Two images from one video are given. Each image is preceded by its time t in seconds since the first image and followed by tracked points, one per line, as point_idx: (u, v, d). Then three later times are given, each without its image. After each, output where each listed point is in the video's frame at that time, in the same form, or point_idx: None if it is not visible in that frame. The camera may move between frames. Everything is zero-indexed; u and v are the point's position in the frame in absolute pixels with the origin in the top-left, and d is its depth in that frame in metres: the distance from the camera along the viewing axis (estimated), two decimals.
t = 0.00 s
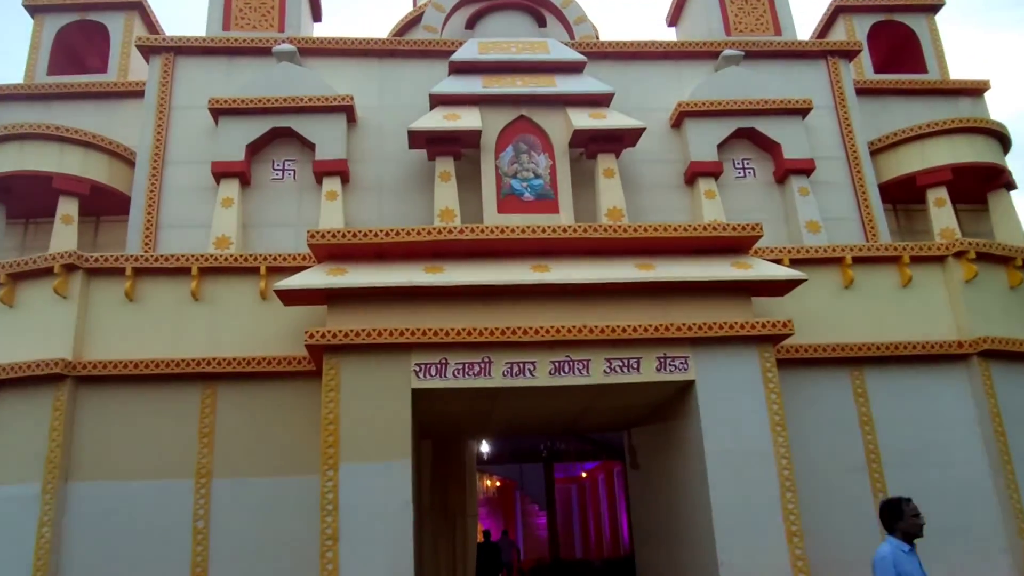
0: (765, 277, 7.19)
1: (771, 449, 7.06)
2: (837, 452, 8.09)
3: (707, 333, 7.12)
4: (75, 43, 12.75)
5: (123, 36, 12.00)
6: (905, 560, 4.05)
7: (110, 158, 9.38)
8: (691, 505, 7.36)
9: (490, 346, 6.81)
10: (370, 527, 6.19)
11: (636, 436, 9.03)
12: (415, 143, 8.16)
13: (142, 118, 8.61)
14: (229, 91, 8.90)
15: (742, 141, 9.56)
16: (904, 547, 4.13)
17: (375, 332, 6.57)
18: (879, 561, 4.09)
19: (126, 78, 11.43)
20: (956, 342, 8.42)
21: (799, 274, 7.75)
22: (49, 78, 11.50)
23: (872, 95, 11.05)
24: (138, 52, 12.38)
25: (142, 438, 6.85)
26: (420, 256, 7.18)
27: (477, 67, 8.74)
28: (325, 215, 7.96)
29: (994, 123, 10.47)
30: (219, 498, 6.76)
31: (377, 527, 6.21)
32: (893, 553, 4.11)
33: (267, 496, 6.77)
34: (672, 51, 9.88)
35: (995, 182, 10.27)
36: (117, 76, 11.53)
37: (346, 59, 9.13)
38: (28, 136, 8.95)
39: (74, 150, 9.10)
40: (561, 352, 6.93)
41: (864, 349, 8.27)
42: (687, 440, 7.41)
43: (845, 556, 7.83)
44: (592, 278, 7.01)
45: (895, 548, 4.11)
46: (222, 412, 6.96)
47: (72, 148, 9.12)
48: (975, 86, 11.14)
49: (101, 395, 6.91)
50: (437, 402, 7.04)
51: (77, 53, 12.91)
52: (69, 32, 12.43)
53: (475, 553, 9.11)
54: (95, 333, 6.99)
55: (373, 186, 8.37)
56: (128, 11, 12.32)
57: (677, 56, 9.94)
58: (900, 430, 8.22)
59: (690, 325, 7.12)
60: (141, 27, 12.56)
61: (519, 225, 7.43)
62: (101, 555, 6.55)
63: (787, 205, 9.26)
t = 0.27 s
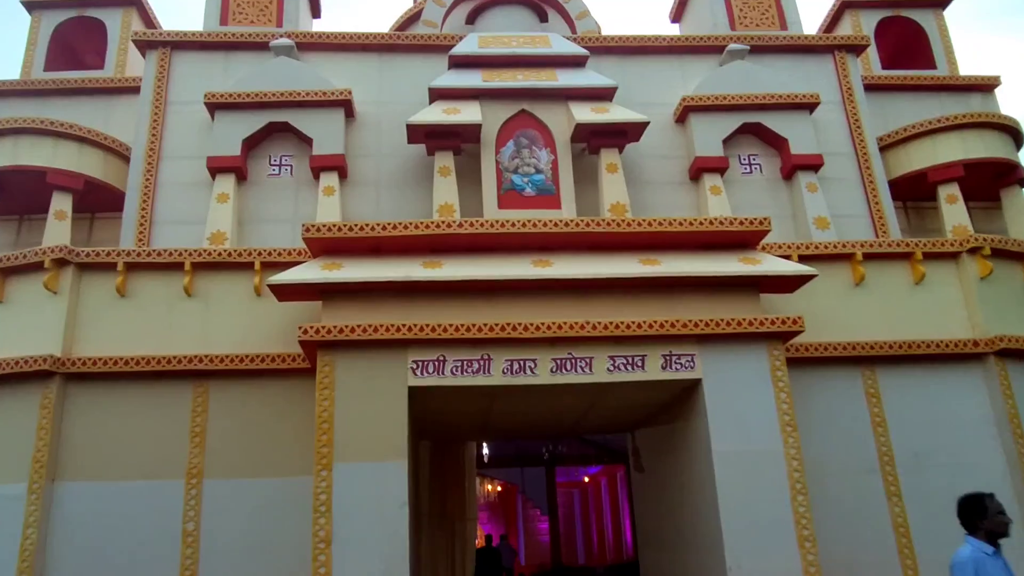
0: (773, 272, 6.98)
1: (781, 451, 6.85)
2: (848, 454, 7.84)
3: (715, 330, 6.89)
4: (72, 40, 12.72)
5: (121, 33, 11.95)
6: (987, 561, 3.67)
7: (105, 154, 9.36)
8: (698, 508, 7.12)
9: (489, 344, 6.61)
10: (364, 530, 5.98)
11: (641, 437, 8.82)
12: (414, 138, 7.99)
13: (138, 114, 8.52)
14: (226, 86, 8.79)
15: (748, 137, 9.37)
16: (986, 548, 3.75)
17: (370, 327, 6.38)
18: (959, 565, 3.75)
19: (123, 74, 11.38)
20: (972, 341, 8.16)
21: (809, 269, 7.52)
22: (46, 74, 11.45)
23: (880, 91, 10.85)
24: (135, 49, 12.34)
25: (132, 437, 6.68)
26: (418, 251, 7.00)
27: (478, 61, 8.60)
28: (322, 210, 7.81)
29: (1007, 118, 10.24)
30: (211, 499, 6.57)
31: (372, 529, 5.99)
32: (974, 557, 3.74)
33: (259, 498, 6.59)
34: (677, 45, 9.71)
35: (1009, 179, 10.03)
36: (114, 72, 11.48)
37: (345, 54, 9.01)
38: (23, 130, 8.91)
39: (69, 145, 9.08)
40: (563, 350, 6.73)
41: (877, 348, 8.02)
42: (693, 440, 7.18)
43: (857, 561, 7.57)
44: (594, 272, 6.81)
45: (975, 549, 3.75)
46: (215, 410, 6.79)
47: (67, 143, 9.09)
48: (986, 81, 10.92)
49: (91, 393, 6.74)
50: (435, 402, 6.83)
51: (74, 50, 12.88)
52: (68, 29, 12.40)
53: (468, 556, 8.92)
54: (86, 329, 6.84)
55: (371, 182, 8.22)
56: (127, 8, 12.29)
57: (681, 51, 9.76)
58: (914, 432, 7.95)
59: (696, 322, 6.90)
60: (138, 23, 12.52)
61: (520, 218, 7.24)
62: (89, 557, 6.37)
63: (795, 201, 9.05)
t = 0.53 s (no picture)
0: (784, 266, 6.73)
1: (793, 451, 6.61)
2: (861, 455, 7.58)
3: (724, 325, 6.65)
4: (67, 33, 12.59)
5: (116, 25, 11.81)
6: None
7: (97, 146, 9.27)
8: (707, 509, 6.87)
9: (489, 339, 6.38)
10: (358, 533, 5.75)
11: (647, 437, 8.59)
12: (413, 128, 7.79)
13: (131, 106, 8.38)
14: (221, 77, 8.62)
15: (757, 128, 9.13)
16: None
17: (366, 322, 6.15)
18: None
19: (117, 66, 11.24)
20: (990, 337, 7.88)
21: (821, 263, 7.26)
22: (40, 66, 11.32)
23: (891, 83, 10.60)
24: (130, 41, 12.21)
25: (121, 436, 6.47)
26: (416, 243, 6.78)
27: (478, 51, 8.40)
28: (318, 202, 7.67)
29: None
30: (202, 499, 6.37)
31: (367, 531, 5.76)
32: None
33: (252, 499, 6.38)
34: (682, 35, 9.48)
35: None
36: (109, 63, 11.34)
37: (343, 45, 8.83)
38: (13, 121, 8.78)
39: (61, 137, 8.99)
40: (566, 345, 6.49)
41: (891, 345, 7.75)
42: (701, 440, 6.94)
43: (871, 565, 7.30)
44: (598, 265, 6.57)
45: None
46: (207, 408, 6.59)
47: (58, 134, 9.00)
48: (1001, 73, 10.65)
49: (79, 390, 6.54)
50: (433, 399, 6.61)
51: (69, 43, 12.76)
52: (63, 22, 12.28)
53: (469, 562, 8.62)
54: (74, 324, 6.65)
55: (369, 175, 8.04)
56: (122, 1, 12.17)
57: (687, 41, 9.53)
58: (930, 432, 7.67)
59: (704, 316, 6.66)
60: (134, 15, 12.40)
61: (522, 209, 7.00)
62: (75, 560, 6.17)
63: (805, 194, 8.80)
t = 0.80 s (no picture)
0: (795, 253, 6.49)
1: (803, 445, 6.37)
2: (873, 448, 7.34)
3: (731, 314, 6.42)
4: (54, 17, 12.43)
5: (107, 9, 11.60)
6: None
7: (86, 133, 9.11)
8: (714, 505, 6.65)
9: (488, 329, 6.15)
10: (352, 530, 5.53)
11: (650, 431, 8.37)
12: (410, 113, 7.58)
13: (120, 91, 8.19)
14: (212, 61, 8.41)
15: (764, 114, 8.88)
16: None
17: (360, 311, 5.93)
18: None
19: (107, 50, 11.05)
20: (1007, 328, 7.62)
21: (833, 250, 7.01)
22: (29, 50, 11.13)
23: (902, 69, 10.33)
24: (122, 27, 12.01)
25: (108, 429, 6.26)
26: (413, 230, 6.55)
27: (478, 34, 8.16)
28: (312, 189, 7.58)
29: None
30: (191, 495, 6.16)
31: (360, 529, 5.54)
32: None
33: (243, 494, 6.17)
34: (687, 19, 9.24)
35: None
36: (99, 49, 11.14)
37: (339, 30, 8.63)
38: None
39: (48, 122, 8.82)
40: (568, 335, 6.26)
41: (905, 335, 7.49)
42: (709, 433, 6.71)
43: (882, 563, 7.06)
44: (601, 252, 6.34)
45: None
46: (196, 400, 6.38)
47: (45, 120, 8.82)
48: (1016, 59, 10.36)
49: (64, 382, 6.33)
50: (430, 392, 6.38)
51: (56, 27, 12.59)
52: (50, 5, 12.12)
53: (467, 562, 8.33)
54: (59, 314, 6.44)
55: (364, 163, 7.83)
56: None
57: (692, 24, 9.28)
58: (944, 426, 7.43)
59: (711, 305, 6.42)
60: None
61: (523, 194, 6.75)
62: (59, 557, 5.97)
63: (813, 182, 8.56)
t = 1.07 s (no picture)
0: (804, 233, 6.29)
1: (814, 431, 6.16)
2: (883, 436, 7.14)
3: (739, 296, 6.20)
4: None
5: None
6: None
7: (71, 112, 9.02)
8: (722, 494, 6.44)
9: (488, 311, 5.92)
10: (347, 519, 5.29)
11: (654, 420, 8.13)
12: (406, 92, 7.37)
13: (106, 70, 7.97)
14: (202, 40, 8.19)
15: (768, 96, 8.69)
16: None
17: (355, 291, 5.69)
18: None
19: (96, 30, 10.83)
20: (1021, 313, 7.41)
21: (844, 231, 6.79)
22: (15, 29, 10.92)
23: (908, 53, 10.14)
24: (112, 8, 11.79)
25: (92, 415, 6.01)
26: (409, 209, 6.32)
27: (477, 12, 7.95)
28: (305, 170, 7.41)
29: None
30: (180, 483, 5.93)
31: (356, 516, 5.30)
32: None
33: (234, 483, 5.94)
34: None
35: None
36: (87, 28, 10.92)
37: (334, 10, 8.41)
38: None
39: (32, 101, 8.74)
40: (570, 317, 6.03)
41: (916, 320, 7.27)
42: (716, 419, 6.50)
43: (892, 553, 6.88)
44: (605, 231, 6.12)
45: None
46: (184, 385, 6.14)
47: (29, 99, 8.73)
48: None
49: (48, 366, 6.09)
50: (427, 376, 6.14)
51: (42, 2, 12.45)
52: None
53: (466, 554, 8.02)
54: (42, 296, 6.20)
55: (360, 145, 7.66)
56: None
57: (695, 5, 9.08)
58: (956, 413, 7.22)
59: (719, 286, 6.20)
60: None
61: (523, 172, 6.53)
62: (42, 548, 5.73)
63: (820, 165, 8.37)
